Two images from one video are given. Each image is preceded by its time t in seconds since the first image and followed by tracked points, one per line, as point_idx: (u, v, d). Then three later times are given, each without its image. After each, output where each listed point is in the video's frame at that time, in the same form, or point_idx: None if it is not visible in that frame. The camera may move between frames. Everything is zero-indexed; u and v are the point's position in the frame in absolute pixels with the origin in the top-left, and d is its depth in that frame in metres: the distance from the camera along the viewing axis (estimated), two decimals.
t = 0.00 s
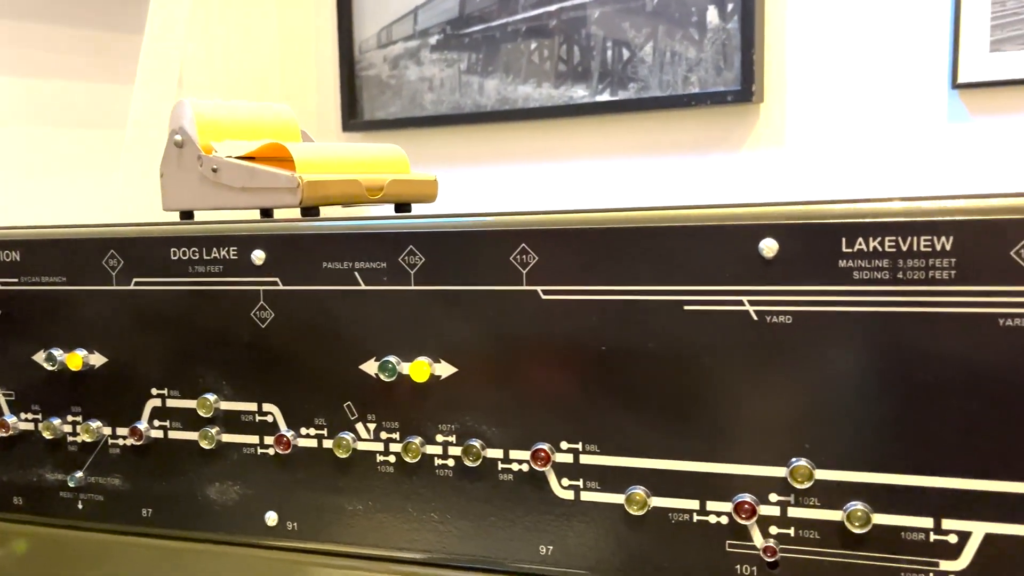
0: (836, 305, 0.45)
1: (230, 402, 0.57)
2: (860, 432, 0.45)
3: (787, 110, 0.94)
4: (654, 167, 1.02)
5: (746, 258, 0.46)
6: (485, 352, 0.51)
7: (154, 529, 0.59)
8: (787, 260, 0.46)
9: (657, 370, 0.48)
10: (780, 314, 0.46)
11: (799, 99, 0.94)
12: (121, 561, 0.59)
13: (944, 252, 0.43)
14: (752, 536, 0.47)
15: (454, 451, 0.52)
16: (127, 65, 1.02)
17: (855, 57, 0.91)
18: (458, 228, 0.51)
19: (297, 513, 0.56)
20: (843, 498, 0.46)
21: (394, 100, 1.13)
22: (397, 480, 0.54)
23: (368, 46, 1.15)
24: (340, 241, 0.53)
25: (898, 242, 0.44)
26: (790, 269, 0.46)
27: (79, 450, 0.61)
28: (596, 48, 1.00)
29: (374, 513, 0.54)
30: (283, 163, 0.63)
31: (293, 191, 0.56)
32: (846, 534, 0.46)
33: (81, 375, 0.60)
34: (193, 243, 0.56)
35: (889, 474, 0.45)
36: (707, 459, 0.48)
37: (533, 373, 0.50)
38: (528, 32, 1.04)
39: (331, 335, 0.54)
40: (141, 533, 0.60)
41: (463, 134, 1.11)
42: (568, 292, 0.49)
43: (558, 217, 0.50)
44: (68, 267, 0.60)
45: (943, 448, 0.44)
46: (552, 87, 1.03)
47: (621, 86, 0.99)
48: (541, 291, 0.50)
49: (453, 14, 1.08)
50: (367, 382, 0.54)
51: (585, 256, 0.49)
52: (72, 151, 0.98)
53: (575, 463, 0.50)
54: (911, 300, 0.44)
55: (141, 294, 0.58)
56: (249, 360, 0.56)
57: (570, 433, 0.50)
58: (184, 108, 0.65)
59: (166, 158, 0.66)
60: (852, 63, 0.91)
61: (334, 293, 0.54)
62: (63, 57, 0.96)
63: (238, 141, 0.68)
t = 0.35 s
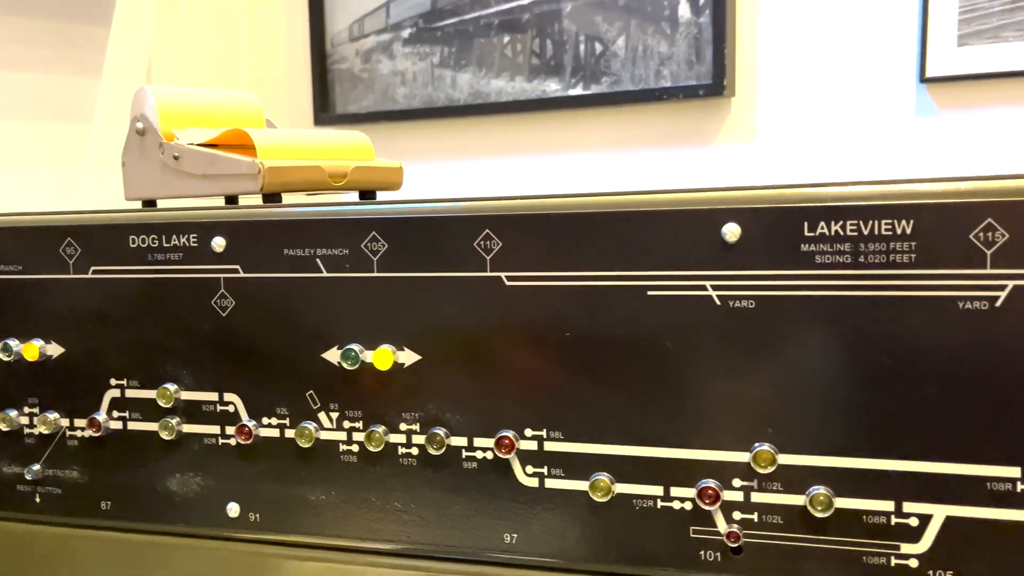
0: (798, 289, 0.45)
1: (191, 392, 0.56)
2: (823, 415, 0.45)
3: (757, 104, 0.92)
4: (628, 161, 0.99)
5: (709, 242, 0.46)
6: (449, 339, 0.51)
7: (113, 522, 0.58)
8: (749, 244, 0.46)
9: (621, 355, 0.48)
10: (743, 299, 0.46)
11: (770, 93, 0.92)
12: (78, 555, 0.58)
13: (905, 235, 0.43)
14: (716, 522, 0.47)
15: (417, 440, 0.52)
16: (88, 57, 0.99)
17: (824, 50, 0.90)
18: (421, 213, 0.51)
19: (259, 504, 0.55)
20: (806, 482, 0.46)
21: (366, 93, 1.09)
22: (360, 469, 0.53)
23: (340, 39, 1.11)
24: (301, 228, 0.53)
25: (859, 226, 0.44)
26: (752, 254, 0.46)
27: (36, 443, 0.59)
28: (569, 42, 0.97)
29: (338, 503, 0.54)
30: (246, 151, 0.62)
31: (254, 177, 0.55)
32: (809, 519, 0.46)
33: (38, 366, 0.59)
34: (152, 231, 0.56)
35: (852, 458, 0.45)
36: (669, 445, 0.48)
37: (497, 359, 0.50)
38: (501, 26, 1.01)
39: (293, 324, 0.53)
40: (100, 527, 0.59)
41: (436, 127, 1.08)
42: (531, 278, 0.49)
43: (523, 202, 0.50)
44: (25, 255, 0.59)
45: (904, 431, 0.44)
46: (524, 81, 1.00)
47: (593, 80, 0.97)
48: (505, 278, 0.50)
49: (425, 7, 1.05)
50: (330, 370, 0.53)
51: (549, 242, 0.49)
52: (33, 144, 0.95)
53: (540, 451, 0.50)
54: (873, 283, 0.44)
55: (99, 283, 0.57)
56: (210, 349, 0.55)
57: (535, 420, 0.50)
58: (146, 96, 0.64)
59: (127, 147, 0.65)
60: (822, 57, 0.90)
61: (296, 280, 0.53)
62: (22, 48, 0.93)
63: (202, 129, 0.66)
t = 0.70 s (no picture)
0: (765, 280, 0.45)
1: (154, 387, 0.55)
2: (790, 406, 0.45)
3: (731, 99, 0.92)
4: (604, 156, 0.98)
5: (676, 233, 0.46)
6: (416, 332, 0.50)
7: (75, 520, 0.57)
8: (717, 235, 0.45)
9: (590, 347, 0.48)
10: (710, 290, 0.46)
11: (743, 88, 0.91)
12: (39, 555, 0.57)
13: (871, 225, 0.43)
14: (684, 514, 0.47)
15: (385, 434, 0.51)
16: (53, 49, 0.97)
17: (797, 45, 0.89)
18: (387, 205, 0.50)
19: (224, 501, 0.54)
20: (773, 473, 0.46)
21: (340, 89, 1.07)
22: (327, 464, 0.52)
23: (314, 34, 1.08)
24: (266, 219, 0.52)
25: (826, 217, 0.44)
26: (719, 244, 0.45)
27: None
28: (543, 37, 0.96)
29: (305, 499, 0.53)
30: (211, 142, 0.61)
31: (218, 168, 0.55)
32: (776, 510, 0.46)
33: None
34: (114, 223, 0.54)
35: (818, 448, 0.45)
36: (638, 436, 0.47)
37: (465, 351, 0.50)
38: (476, 21, 0.99)
39: (258, 317, 0.53)
40: (62, 525, 0.58)
41: (411, 121, 1.06)
42: (498, 269, 0.49)
43: (491, 193, 0.49)
44: None
45: (870, 421, 0.44)
46: (499, 76, 0.99)
47: (568, 76, 0.96)
48: (473, 269, 0.49)
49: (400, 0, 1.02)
50: (295, 364, 0.52)
51: (517, 234, 0.48)
52: None
53: (508, 444, 0.49)
54: (839, 273, 0.44)
55: (59, 277, 0.56)
56: (173, 343, 0.54)
57: (503, 413, 0.49)
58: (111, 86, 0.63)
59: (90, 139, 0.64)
60: (794, 52, 0.89)
61: (261, 272, 0.52)
62: None
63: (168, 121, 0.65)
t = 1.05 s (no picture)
0: (729, 266, 0.45)
1: (113, 378, 0.54)
2: (755, 393, 0.45)
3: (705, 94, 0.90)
4: (576, 151, 0.96)
5: (641, 219, 0.46)
6: (380, 321, 0.49)
7: (34, 514, 0.56)
8: (681, 221, 0.45)
9: (555, 336, 0.47)
10: (675, 277, 0.46)
11: (717, 84, 0.90)
12: None
13: (835, 211, 0.43)
14: (649, 502, 0.47)
15: (348, 425, 0.50)
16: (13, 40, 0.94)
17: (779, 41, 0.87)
18: (349, 192, 0.49)
19: (186, 494, 0.53)
20: (738, 461, 0.46)
21: (313, 82, 1.04)
22: (289, 455, 0.52)
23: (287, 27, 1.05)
24: (227, 207, 0.51)
25: (789, 202, 0.44)
26: (684, 231, 0.45)
27: None
28: (517, 31, 0.94)
29: (268, 491, 0.52)
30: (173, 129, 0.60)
31: (178, 156, 0.54)
32: (740, 497, 0.46)
33: None
34: (71, 211, 0.53)
35: (782, 435, 0.45)
36: (603, 424, 0.47)
37: (429, 340, 0.49)
38: (450, 14, 0.97)
39: (219, 306, 0.52)
40: (20, 520, 0.57)
41: (386, 115, 1.03)
42: (463, 257, 0.48)
43: (455, 180, 0.48)
44: None
45: (834, 408, 0.44)
46: (473, 70, 0.96)
47: (542, 70, 0.93)
48: (437, 257, 0.48)
49: None
50: (257, 354, 0.51)
51: (481, 222, 0.48)
52: None
53: (473, 433, 0.49)
54: (803, 259, 0.44)
55: (16, 266, 0.55)
56: (133, 334, 0.53)
57: (468, 402, 0.49)
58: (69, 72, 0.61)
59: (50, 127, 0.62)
60: (768, 46, 0.87)
61: (222, 261, 0.51)
62: None
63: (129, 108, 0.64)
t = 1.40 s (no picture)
0: (693, 261, 0.45)
1: (72, 376, 0.53)
2: (719, 388, 0.45)
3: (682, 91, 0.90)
4: (549, 147, 0.95)
5: (605, 214, 0.45)
6: (344, 318, 0.49)
7: None
8: (645, 216, 0.45)
9: (518, 330, 0.47)
10: (639, 272, 0.45)
11: (690, 81, 0.89)
12: None
13: (797, 205, 0.43)
14: (614, 498, 0.47)
15: (311, 422, 0.50)
16: None
17: (756, 39, 0.87)
18: (311, 186, 0.49)
19: (147, 493, 0.52)
20: (703, 456, 0.45)
21: (287, 79, 1.02)
22: (252, 453, 0.51)
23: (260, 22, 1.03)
24: (187, 202, 0.50)
25: (753, 197, 0.43)
26: (648, 226, 0.45)
27: None
28: (492, 27, 0.93)
29: (231, 490, 0.51)
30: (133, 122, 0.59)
31: (138, 150, 0.52)
32: (705, 492, 0.45)
33: None
34: (28, 206, 0.52)
35: (746, 430, 0.45)
36: (568, 420, 0.47)
37: (393, 337, 0.48)
38: (424, 10, 0.95)
39: (180, 303, 0.51)
40: None
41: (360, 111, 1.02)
42: (426, 252, 0.48)
43: (419, 174, 0.48)
44: None
45: (798, 403, 0.44)
46: (448, 67, 0.95)
47: (517, 66, 0.92)
48: (400, 252, 0.48)
49: None
50: (218, 351, 0.51)
51: (445, 216, 0.47)
52: None
53: (438, 430, 0.48)
54: (766, 253, 0.44)
55: None
56: (92, 331, 0.52)
57: (432, 399, 0.48)
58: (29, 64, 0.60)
59: (10, 121, 0.61)
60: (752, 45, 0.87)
61: (183, 257, 0.51)
62: None
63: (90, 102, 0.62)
